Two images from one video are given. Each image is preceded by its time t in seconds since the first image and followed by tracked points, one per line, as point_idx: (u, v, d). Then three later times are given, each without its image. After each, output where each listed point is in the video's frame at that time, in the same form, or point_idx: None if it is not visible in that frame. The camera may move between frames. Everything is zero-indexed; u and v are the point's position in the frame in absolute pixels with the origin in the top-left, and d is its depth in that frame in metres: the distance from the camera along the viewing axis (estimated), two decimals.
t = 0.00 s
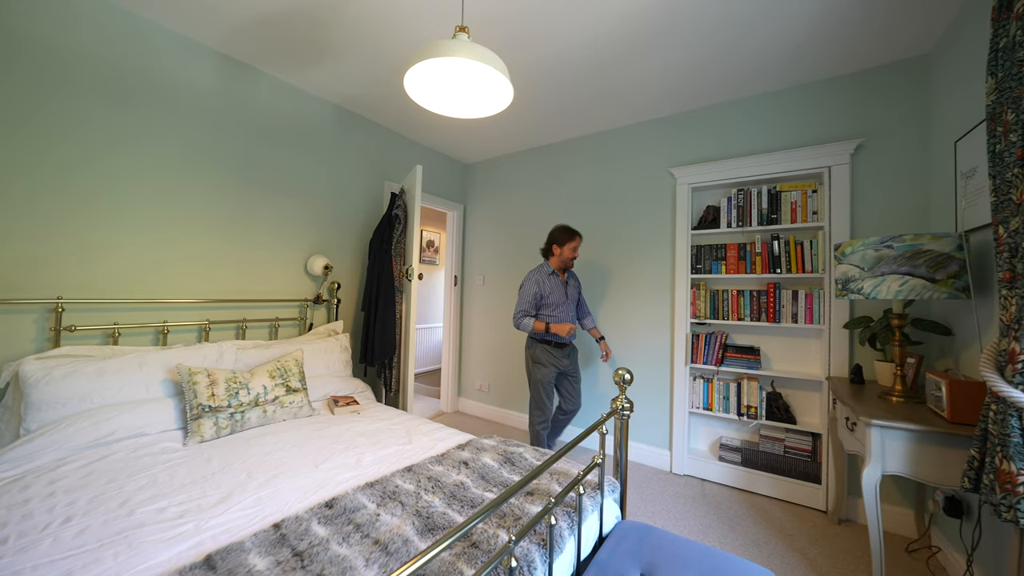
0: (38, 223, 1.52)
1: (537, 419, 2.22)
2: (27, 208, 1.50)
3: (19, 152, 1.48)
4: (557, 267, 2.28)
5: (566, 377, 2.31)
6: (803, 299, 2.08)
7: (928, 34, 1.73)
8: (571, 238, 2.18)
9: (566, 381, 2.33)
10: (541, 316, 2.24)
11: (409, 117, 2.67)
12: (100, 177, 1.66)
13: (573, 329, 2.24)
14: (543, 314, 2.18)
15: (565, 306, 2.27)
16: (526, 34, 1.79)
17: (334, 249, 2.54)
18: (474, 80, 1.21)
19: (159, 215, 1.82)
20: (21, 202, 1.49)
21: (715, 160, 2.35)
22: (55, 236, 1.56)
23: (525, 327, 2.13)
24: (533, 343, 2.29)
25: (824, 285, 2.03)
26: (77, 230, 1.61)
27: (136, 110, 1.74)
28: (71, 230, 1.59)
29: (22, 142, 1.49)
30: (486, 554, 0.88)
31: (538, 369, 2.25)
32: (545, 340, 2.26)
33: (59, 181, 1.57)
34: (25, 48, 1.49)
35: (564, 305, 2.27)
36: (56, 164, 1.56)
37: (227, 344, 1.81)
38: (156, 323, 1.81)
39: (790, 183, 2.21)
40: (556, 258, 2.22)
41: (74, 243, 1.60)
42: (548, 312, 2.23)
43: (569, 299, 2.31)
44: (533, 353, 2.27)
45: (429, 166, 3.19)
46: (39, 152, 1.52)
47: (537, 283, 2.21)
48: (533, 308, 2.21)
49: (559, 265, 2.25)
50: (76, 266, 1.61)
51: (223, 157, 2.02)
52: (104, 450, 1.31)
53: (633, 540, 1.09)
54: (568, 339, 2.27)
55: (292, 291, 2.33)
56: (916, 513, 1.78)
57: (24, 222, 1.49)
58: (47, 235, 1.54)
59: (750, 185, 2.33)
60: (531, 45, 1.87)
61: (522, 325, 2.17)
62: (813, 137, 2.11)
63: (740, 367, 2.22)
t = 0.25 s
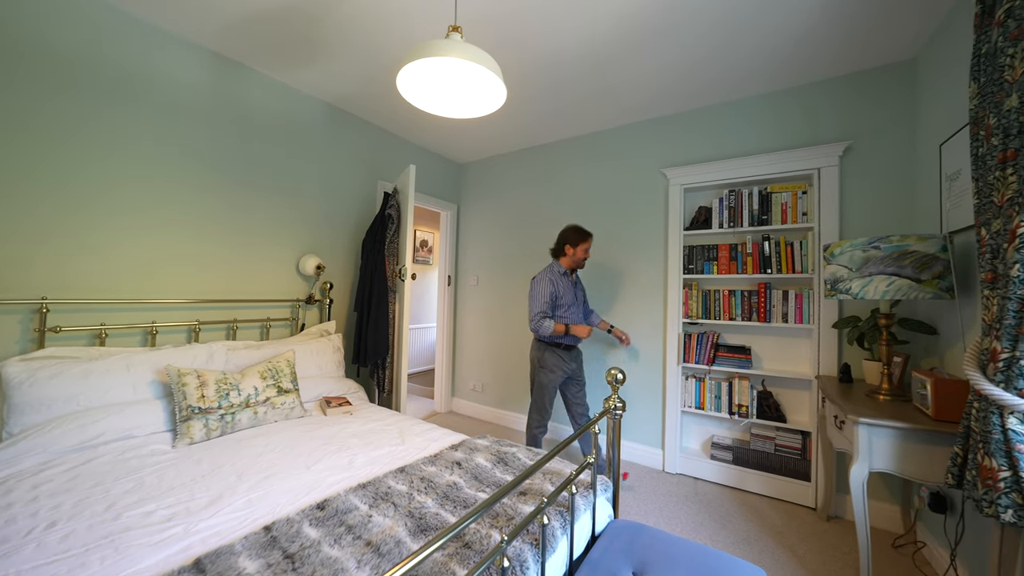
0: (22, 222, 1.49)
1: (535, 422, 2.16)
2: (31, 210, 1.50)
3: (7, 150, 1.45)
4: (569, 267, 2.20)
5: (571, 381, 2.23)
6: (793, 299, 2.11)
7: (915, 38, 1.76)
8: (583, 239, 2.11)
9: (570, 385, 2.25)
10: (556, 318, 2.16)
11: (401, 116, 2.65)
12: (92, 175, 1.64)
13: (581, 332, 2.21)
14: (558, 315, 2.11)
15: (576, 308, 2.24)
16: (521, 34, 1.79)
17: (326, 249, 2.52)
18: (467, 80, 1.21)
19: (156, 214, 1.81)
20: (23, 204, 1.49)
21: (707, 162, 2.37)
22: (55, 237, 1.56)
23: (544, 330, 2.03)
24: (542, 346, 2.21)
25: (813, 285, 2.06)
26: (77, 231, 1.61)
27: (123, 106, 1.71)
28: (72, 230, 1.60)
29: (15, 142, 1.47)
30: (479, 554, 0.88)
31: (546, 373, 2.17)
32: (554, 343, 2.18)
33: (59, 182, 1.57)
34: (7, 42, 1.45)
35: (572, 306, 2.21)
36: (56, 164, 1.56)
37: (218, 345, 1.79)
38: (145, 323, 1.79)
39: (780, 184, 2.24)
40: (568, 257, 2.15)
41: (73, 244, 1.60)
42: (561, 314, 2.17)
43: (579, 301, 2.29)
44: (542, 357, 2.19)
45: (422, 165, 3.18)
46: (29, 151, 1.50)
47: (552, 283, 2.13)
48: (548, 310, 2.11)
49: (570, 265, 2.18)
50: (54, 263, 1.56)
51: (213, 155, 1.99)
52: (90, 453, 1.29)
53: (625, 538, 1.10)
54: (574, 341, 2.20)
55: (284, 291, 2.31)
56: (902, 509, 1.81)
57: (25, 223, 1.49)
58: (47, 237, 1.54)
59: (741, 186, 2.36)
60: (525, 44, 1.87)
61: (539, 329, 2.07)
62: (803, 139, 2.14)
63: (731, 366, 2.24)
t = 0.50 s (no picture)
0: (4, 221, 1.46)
1: (541, 426, 2.10)
2: (33, 209, 1.52)
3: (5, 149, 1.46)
4: (587, 267, 2.16)
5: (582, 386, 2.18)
6: (782, 299, 2.14)
7: (899, 43, 1.79)
8: (599, 238, 2.09)
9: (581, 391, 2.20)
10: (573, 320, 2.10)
11: (394, 115, 2.64)
12: (87, 174, 1.64)
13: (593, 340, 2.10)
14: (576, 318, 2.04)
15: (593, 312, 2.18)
16: (513, 35, 1.80)
17: (318, 248, 2.50)
18: (459, 80, 1.21)
19: (156, 214, 1.83)
20: (25, 203, 1.50)
21: (699, 163, 2.39)
22: (55, 237, 1.57)
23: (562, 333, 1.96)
24: (555, 348, 2.15)
25: (803, 285, 2.09)
26: (77, 231, 1.62)
27: (111, 104, 1.69)
28: (74, 228, 1.61)
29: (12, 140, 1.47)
30: (471, 554, 0.88)
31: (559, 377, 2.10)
32: (568, 346, 2.11)
33: (58, 183, 1.57)
34: None
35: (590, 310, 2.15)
36: (54, 164, 1.56)
37: (207, 345, 1.77)
38: (132, 324, 1.76)
39: (770, 186, 2.27)
40: (585, 257, 2.14)
41: (73, 243, 1.61)
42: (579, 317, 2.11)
43: (597, 304, 2.24)
44: (555, 359, 2.13)
45: (415, 164, 3.16)
46: (24, 149, 1.50)
47: (570, 284, 2.07)
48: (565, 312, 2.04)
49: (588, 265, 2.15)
50: (45, 262, 1.55)
51: (203, 153, 1.97)
52: (77, 456, 1.27)
53: (617, 537, 1.11)
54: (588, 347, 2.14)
55: (275, 291, 2.29)
56: (887, 505, 1.85)
57: (25, 223, 1.50)
58: (47, 237, 1.55)
59: (733, 187, 2.38)
60: (518, 45, 1.87)
61: (557, 331, 1.99)
62: (792, 141, 2.17)
63: (722, 366, 2.27)
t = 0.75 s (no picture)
0: None
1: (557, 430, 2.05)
2: (37, 206, 1.53)
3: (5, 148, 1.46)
4: (599, 265, 2.14)
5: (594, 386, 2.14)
6: (772, 299, 2.17)
7: (885, 48, 1.83)
8: (613, 236, 2.05)
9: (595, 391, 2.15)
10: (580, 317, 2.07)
11: (386, 114, 2.62)
12: (86, 172, 1.64)
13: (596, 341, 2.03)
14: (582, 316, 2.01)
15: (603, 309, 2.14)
16: (508, 36, 1.80)
17: (310, 248, 2.48)
18: (453, 79, 1.21)
19: (142, 213, 1.79)
20: (28, 201, 1.51)
21: (690, 164, 2.42)
22: (54, 236, 1.57)
23: (565, 328, 1.96)
24: (565, 346, 2.11)
25: (792, 285, 2.12)
26: (78, 230, 1.62)
27: (99, 101, 1.66)
28: (82, 225, 1.63)
29: (12, 139, 1.47)
30: (463, 555, 0.88)
31: (569, 376, 2.06)
32: (577, 344, 2.08)
33: (59, 182, 1.58)
34: None
35: (601, 307, 2.12)
36: (55, 163, 1.57)
37: (195, 346, 1.74)
38: (117, 324, 1.73)
39: (760, 187, 2.29)
40: (597, 253, 2.13)
41: (73, 242, 1.61)
42: (587, 314, 2.08)
43: (608, 302, 2.21)
44: (565, 357, 2.09)
45: (408, 163, 3.15)
46: (24, 147, 1.50)
47: (578, 280, 2.06)
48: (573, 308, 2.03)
49: (601, 263, 2.13)
50: (44, 261, 1.55)
51: (192, 151, 1.94)
52: (60, 459, 1.24)
53: (609, 536, 1.12)
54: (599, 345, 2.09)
55: (265, 291, 2.26)
56: (873, 501, 1.89)
57: (27, 222, 1.51)
58: (47, 236, 1.55)
59: (723, 189, 2.40)
60: (512, 44, 1.87)
61: (561, 327, 1.99)
62: (782, 143, 2.20)
63: (714, 365, 2.29)
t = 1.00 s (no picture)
0: None
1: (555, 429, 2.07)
2: (38, 206, 1.53)
3: (5, 148, 1.46)
4: (598, 265, 2.14)
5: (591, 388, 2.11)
6: (763, 299, 2.19)
7: (873, 52, 1.86)
8: (608, 234, 2.05)
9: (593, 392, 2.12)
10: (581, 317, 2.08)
11: (379, 113, 2.61)
12: (86, 172, 1.64)
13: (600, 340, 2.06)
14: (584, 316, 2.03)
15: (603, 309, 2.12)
16: (502, 36, 1.80)
17: (302, 248, 2.46)
18: (446, 79, 1.20)
19: (130, 212, 1.77)
20: (29, 200, 1.51)
21: (682, 165, 2.44)
22: (56, 237, 1.58)
23: (566, 328, 1.98)
24: (565, 346, 2.12)
25: (782, 285, 2.15)
26: (78, 230, 1.63)
27: (86, 98, 1.64)
28: (90, 222, 1.66)
29: (12, 138, 1.47)
30: (455, 556, 0.88)
31: (567, 376, 2.07)
32: (576, 343, 2.08)
33: (60, 182, 1.58)
34: None
35: (601, 307, 2.11)
36: (55, 163, 1.57)
37: (185, 347, 1.72)
38: (104, 325, 1.70)
39: (751, 188, 2.32)
40: (596, 253, 2.13)
41: (74, 242, 1.62)
42: (588, 314, 2.08)
43: (608, 302, 2.19)
44: (564, 357, 2.10)
45: (402, 163, 3.13)
46: (9, 145, 1.47)
47: (577, 280, 2.07)
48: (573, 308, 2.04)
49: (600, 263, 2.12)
50: (46, 261, 1.56)
51: (182, 149, 1.92)
52: (44, 463, 1.22)
53: (602, 535, 1.12)
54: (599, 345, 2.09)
55: (256, 291, 2.24)
56: (861, 497, 1.92)
57: (21, 223, 1.50)
58: (47, 236, 1.56)
59: (715, 189, 2.43)
60: (506, 44, 1.87)
61: (562, 326, 2.00)
62: (772, 145, 2.23)
63: (705, 364, 2.31)
